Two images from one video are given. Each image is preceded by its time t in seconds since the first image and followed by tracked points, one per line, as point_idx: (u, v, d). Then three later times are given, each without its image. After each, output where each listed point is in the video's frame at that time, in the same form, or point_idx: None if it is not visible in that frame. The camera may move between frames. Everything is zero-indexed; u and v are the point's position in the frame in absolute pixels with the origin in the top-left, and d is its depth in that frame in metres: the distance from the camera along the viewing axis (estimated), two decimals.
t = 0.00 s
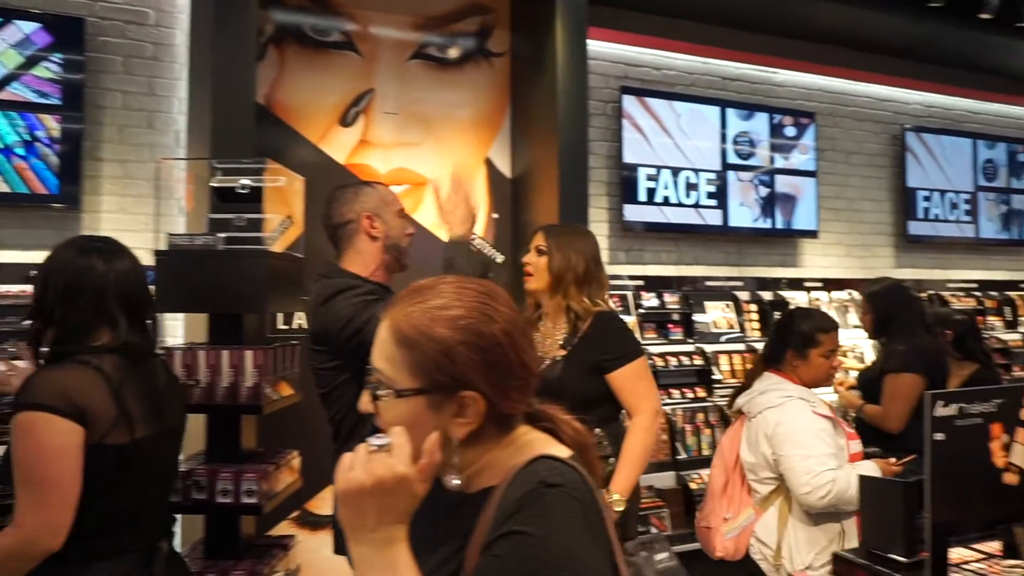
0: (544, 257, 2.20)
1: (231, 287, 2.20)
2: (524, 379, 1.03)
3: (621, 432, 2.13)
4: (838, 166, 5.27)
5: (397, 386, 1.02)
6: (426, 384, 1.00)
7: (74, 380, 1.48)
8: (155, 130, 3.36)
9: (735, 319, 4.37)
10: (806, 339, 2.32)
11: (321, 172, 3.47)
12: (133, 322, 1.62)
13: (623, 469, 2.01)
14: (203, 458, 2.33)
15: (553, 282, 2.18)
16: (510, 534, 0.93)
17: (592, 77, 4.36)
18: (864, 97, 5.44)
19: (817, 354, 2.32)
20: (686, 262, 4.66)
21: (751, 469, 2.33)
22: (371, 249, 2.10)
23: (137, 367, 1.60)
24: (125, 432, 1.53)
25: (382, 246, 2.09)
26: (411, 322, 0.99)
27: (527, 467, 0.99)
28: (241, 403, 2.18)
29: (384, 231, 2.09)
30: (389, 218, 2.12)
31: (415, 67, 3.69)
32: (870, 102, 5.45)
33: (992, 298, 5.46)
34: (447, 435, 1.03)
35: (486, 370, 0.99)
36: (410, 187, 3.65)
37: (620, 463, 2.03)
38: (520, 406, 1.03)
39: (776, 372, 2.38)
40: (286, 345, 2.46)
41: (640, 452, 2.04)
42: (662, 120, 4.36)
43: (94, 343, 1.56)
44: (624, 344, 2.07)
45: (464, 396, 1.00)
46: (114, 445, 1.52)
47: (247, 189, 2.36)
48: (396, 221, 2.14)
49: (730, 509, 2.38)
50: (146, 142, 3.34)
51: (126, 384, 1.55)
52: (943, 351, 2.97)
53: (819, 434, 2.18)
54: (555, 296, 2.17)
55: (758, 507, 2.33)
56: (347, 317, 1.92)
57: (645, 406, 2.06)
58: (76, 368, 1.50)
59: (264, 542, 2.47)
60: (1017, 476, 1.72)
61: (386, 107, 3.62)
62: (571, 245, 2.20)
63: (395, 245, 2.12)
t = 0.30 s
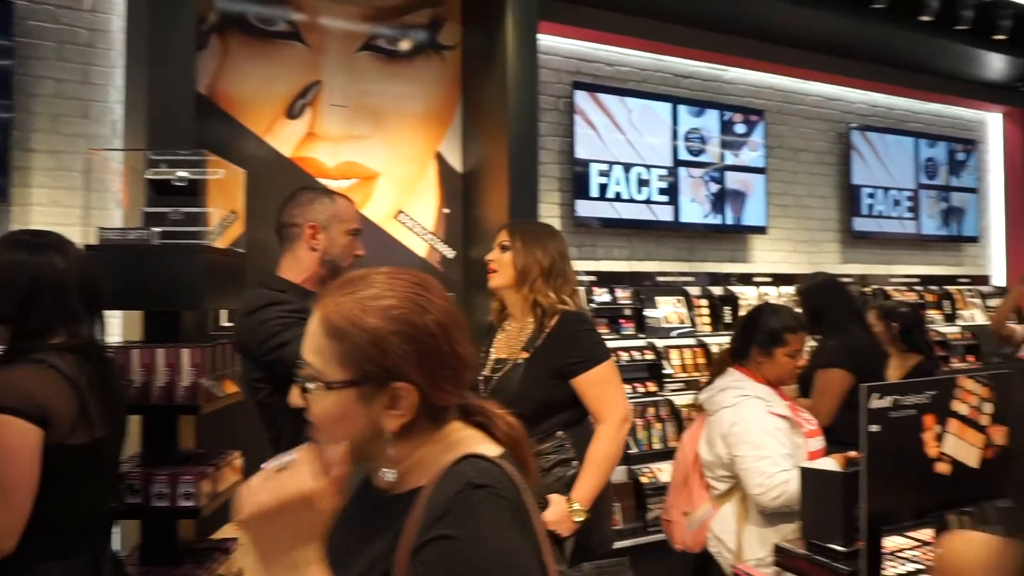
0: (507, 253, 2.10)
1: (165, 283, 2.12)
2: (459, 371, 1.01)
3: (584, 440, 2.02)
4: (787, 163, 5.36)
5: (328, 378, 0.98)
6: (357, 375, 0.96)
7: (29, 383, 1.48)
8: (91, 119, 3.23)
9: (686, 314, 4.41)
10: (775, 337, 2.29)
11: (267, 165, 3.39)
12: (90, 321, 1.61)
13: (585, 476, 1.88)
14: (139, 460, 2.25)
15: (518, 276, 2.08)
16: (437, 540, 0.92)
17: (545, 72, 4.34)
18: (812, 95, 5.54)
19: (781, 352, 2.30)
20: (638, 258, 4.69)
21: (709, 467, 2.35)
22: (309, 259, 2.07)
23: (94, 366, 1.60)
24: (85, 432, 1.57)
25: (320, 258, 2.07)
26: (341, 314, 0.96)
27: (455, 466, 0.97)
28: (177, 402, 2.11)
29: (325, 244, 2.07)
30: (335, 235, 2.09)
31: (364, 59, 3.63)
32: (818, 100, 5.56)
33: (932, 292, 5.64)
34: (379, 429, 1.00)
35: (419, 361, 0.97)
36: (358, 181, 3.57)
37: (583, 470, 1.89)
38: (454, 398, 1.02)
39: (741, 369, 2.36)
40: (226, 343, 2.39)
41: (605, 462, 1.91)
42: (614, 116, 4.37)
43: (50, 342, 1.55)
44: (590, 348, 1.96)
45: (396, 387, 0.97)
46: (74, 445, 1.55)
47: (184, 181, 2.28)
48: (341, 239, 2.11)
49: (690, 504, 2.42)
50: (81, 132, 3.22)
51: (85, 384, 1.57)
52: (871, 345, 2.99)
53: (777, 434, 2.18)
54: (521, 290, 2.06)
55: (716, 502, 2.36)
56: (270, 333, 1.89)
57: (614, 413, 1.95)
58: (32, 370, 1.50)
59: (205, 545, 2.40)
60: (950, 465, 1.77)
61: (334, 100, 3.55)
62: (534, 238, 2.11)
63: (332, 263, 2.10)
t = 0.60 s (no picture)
0: (458, 260, 1.94)
1: (89, 282, 2.02)
2: (393, 370, 1.09)
3: (541, 449, 1.87)
4: (733, 167, 5.46)
5: (264, 359, 1.05)
6: (296, 358, 1.04)
7: None
8: (16, 110, 3.09)
9: (634, 316, 4.44)
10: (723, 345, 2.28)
11: (206, 161, 3.29)
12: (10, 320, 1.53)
13: (533, 488, 1.75)
14: (61, 468, 2.15)
15: (472, 283, 1.91)
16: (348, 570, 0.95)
17: (494, 72, 4.31)
18: (758, 101, 5.65)
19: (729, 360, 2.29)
20: (586, 259, 4.70)
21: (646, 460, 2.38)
22: (258, 251, 2.04)
23: (17, 368, 1.53)
24: (11, 435, 1.49)
25: (269, 250, 2.04)
26: (287, 298, 1.04)
27: (369, 485, 0.99)
28: (102, 406, 2.02)
29: (274, 235, 2.03)
30: (285, 225, 2.05)
31: (308, 54, 3.55)
32: (762, 106, 5.67)
33: (870, 295, 5.82)
34: (310, 417, 1.06)
35: (360, 352, 1.05)
36: (302, 179, 3.50)
37: (533, 480, 1.77)
38: (387, 401, 1.09)
39: (689, 371, 2.35)
40: (158, 344, 2.31)
41: (558, 475, 1.77)
42: (563, 117, 4.38)
43: None
44: (551, 356, 1.82)
45: (332, 376, 1.05)
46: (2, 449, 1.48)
47: (112, 175, 2.18)
48: (292, 229, 2.07)
49: (631, 495, 2.47)
50: (6, 123, 3.07)
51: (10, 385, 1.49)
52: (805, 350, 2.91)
53: (707, 434, 2.20)
54: (475, 296, 1.90)
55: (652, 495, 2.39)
56: (203, 321, 1.83)
57: (573, 424, 1.80)
58: None
59: (133, 555, 2.30)
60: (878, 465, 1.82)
61: (277, 95, 3.46)
62: (489, 242, 1.93)
63: (283, 252, 2.05)
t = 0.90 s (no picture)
0: (413, 261, 1.91)
1: (16, 282, 1.93)
2: (317, 365, 1.08)
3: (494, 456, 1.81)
4: (687, 174, 5.52)
5: (184, 366, 1.00)
6: (217, 362, 0.99)
7: None
8: None
9: (588, 320, 4.46)
10: (661, 343, 2.32)
11: (149, 159, 3.18)
12: None
13: (483, 496, 1.70)
14: None
15: (424, 285, 1.88)
16: None
17: (449, 74, 4.29)
18: (711, 109, 5.73)
19: (668, 358, 2.33)
20: (541, 263, 4.70)
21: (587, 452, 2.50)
22: (214, 258, 2.29)
23: None
24: None
25: (219, 254, 2.28)
26: (203, 301, 1.00)
27: (297, 492, 0.94)
28: (29, 414, 1.92)
29: (221, 239, 2.28)
30: (230, 229, 2.29)
31: (258, 52, 3.47)
32: (716, 114, 5.75)
33: (820, 301, 5.94)
34: (237, 420, 1.02)
35: (286, 352, 1.02)
36: (250, 179, 3.42)
37: (484, 488, 1.72)
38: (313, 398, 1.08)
39: (632, 369, 2.41)
40: (92, 348, 2.23)
41: (509, 483, 1.72)
42: (519, 121, 4.38)
43: None
44: (504, 362, 1.77)
45: (260, 376, 1.01)
46: None
47: (43, 171, 2.08)
48: (237, 230, 2.30)
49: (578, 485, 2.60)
50: None
51: None
52: (747, 353, 2.89)
53: (636, 429, 2.29)
54: (426, 299, 1.87)
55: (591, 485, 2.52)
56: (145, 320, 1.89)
57: (525, 431, 1.75)
58: None
59: (65, 569, 2.20)
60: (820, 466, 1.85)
61: (225, 93, 3.38)
62: (441, 241, 1.90)
63: (234, 254, 2.28)
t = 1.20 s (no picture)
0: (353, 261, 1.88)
1: None
2: (247, 361, 1.02)
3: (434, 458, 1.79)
4: (639, 176, 5.58)
5: (98, 362, 0.96)
6: (131, 356, 0.95)
7: None
8: None
9: (540, 320, 4.47)
10: (593, 344, 2.43)
11: (84, 149, 3.06)
12: None
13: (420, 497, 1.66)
14: None
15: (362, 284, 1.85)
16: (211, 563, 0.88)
17: (401, 70, 4.24)
18: (663, 112, 5.80)
19: (598, 358, 2.44)
20: (493, 262, 4.69)
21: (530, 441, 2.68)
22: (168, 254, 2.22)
23: None
24: None
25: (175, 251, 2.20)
26: (119, 294, 0.96)
27: (234, 479, 0.94)
28: None
29: (178, 237, 2.21)
30: (187, 226, 2.21)
31: (202, 42, 3.37)
32: (668, 117, 5.82)
33: (767, 303, 6.06)
34: (156, 413, 0.97)
35: (209, 348, 0.97)
36: (191, 173, 3.32)
37: (422, 488, 1.70)
38: (243, 391, 1.03)
39: (573, 367, 2.54)
40: (19, 347, 2.12)
41: (448, 484, 1.69)
42: (471, 119, 4.35)
43: None
44: (445, 361, 1.75)
45: (178, 370, 0.96)
46: None
47: None
48: (195, 228, 2.23)
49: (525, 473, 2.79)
50: None
51: None
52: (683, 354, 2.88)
53: (559, 423, 2.44)
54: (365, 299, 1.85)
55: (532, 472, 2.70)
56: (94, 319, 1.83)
57: (465, 432, 1.72)
58: None
59: None
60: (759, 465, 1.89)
61: (166, 83, 3.27)
62: (380, 240, 1.86)
63: (190, 252, 2.21)
